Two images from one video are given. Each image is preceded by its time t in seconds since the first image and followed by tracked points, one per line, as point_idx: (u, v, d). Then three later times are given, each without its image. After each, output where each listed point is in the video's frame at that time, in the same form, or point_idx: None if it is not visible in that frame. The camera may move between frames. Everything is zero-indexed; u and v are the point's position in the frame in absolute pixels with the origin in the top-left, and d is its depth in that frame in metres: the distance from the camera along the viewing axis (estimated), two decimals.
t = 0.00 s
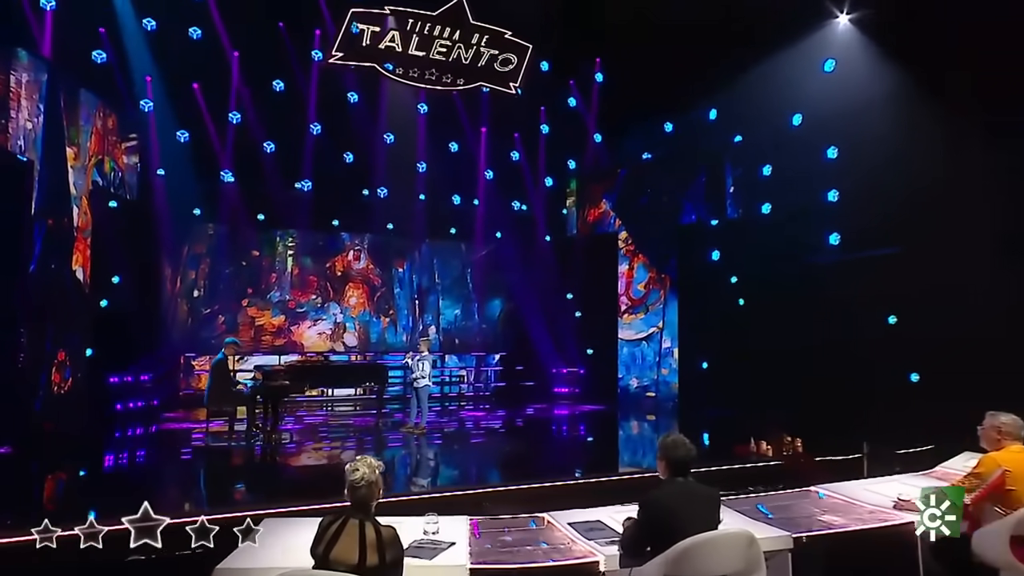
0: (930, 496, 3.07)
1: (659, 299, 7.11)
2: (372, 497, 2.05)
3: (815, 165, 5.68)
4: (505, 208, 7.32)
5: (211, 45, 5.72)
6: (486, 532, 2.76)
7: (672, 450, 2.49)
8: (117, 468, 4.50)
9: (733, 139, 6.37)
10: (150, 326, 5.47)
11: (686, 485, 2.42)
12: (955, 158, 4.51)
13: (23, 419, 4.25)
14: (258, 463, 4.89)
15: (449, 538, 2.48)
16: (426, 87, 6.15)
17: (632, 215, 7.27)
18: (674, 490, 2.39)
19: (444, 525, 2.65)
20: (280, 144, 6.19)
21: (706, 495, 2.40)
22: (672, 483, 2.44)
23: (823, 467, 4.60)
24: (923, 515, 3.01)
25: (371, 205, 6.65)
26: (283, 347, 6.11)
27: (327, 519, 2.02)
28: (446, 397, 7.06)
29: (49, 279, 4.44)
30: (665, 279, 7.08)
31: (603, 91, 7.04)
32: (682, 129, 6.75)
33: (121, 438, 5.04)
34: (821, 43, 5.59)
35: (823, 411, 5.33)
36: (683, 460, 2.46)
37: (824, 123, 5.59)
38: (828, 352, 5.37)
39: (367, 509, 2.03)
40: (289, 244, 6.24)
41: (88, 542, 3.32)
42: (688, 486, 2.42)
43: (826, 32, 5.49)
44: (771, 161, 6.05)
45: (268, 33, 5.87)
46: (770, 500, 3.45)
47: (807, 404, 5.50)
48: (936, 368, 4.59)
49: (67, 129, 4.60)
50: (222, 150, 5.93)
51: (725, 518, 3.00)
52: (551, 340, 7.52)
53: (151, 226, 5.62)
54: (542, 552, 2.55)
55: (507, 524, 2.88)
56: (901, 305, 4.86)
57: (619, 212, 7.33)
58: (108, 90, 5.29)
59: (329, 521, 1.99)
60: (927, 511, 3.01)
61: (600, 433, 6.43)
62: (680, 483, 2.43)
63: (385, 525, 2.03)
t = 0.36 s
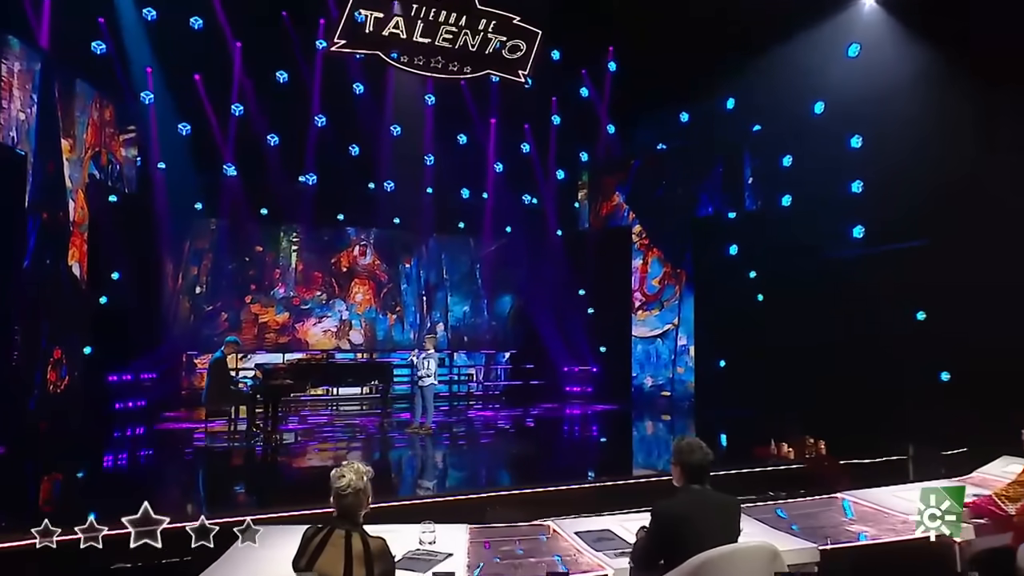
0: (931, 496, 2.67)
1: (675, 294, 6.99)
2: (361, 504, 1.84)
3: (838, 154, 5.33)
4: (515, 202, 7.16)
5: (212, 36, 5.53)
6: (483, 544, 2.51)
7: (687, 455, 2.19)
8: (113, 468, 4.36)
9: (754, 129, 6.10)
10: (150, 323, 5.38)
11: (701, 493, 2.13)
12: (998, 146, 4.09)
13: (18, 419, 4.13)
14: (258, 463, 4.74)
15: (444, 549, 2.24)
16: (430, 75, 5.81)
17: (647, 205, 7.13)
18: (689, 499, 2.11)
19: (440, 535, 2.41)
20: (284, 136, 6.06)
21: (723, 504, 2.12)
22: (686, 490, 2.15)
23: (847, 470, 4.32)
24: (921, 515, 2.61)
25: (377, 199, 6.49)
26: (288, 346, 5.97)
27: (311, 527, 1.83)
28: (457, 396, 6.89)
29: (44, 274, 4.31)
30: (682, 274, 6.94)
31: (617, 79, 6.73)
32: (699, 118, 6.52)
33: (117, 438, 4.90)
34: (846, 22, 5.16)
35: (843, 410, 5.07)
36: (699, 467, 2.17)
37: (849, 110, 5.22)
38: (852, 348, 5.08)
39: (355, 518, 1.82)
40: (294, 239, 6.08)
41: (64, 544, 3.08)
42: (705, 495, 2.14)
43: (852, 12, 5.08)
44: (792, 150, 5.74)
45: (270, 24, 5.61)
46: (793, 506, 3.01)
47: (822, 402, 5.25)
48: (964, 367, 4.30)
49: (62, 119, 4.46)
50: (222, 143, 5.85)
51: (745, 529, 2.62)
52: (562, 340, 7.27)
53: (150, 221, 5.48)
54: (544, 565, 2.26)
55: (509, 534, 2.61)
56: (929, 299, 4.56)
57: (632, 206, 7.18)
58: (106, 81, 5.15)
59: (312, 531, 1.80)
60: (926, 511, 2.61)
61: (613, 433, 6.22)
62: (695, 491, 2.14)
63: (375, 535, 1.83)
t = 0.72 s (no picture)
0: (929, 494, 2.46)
1: (691, 290, 6.58)
2: (347, 514, 1.65)
3: (863, 142, 4.98)
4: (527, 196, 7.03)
5: (215, 25, 5.38)
6: (485, 553, 2.32)
7: (703, 459, 1.96)
8: (111, 470, 4.22)
9: (774, 118, 5.75)
10: (151, 321, 5.24)
11: (719, 501, 1.89)
12: None
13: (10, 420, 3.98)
14: (259, 465, 4.58)
15: (442, 562, 2.05)
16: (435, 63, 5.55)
17: (660, 198, 6.78)
18: (703, 508, 1.87)
19: (437, 544, 2.22)
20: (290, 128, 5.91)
21: (742, 512, 1.88)
22: (703, 498, 1.91)
23: (874, 472, 4.02)
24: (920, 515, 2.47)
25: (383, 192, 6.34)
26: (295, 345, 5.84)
27: (293, 538, 1.65)
28: (468, 395, 6.75)
29: (40, 270, 4.17)
30: (699, 268, 6.55)
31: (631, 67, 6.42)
32: (718, 107, 6.17)
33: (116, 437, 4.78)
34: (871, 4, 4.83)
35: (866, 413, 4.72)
36: (716, 471, 1.94)
37: (875, 96, 4.88)
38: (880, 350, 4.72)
39: (341, 528, 1.64)
40: (299, 233, 5.95)
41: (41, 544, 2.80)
42: (723, 503, 1.89)
43: None
44: (815, 141, 5.38)
45: (274, 12, 5.46)
46: (819, 515, 2.68)
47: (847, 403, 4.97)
48: (998, 365, 4.14)
49: (58, 111, 4.32)
50: (226, 136, 5.69)
51: (767, 541, 2.29)
52: (570, 336, 7.19)
53: (151, 216, 5.35)
54: None
55: (513, 541, 2.43)
56: (960, 293, 4.31)
57: (648, 198, 6.87)
58: (108, 73, 4.97)
59: (293, 540, 1.62)
60: (924, 512, 2.45)
61: (627, 433, 6.00)
62: (713, 499, 1.90)
63: (362, 547, 1.64)
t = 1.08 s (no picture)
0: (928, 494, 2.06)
1: (709, 285, 6.39)
2: (333, 525, 1.46)
3: (891, 130, 4.58)
4: (540, 189, 6.89)
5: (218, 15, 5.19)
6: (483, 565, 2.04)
7: (717, 466, 1.57)
8: (111, 471, 4.07)
9: (798, 105, 5.41)
10: (154, 317, 5.25)
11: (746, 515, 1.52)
12: None
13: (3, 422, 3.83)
14: (262, 467, 4.43)
15: None
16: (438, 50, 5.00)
17: (677, 190, 6.60)
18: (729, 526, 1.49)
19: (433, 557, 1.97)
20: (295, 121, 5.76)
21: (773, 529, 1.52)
22: (724, 514, 1.54)
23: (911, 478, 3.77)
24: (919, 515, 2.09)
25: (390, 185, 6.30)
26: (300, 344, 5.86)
27: (276, 551, 1.48)
28: (479, 395, 6.74)
29: (36, 266, 4.02)
30: (718, 264, 6.35)
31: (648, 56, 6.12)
32: (736, 96, 5.94)
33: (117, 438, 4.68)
34: None
35: (895, 419, 4.40)
36: (738, 480, 1.55)
37: (905, 82, 4.45)
38: (912, 356, 4.35)
39: (326, 540, 1.45)
40: (305, 227, 5.98)
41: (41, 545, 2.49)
42: (752, 516, 1.53)
43: None
44: (840, 129, 5.03)
45: (280, 1, 5.19)
46: (843, 532, 2.21)
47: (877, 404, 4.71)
48: None
49: (55, 101, 4.19)
50: (230, 129, 5.59)
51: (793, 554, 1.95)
52: (583, 334, 7.13)
53: (151, 210, 5.31)
54: None
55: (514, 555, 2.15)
56: (994, 286, 3.87)
57: (664, 190, 6.67)
58: (110, 64, 4.87)
59: (275, 553, 1.45)
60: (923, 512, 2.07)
61: (644, 434, 5.78)
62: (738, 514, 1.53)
63: (350, 563, 1.45)
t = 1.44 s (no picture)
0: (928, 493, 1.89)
1: (729, 282, 6.14)
2: (316, 540, 1.34)
3: (921, 118, 4.22)
4: (554, 184, 6.78)
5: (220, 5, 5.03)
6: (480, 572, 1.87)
7: (740, 477, 1.51)
8: (110, 474, 3.96)
9: (823, 94, 5.05)
10: (159, 314, 5.32)
11: (771, 532, 1.46)
12: None
13: None
14: (266, 469, 4.27)
15: None
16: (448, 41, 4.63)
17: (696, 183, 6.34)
18: (754, 543, 1.46)
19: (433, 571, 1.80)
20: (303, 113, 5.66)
21: (803, 547, 1.46)
22: (751, 528, 1.49)
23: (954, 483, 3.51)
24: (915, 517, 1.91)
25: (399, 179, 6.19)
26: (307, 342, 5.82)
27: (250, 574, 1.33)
28: (491, 395, 6.57)
29: (33, 262, 3.87)
30: (738, 259, 6.08)
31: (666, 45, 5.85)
32: (758, 86, 5.59)
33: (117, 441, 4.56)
34: None
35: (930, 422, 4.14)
36: (761, 491, 1.49)
37: (937, 64, 4.08)
38: (960, 361, 3.95)
39: (309, 557, 1.33)
40: (312, 223, 5.93)
41: (39, 544, 2.52)
42: (780, 532, 1.47)
43: None
44: (867, 118, 4.66)
45: None
46: (877, 549, 1.93)
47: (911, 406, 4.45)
48: None
49: (53, 93, 4.04)
50: (235, 123, 5.52)
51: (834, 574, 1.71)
52: (595, 333, 6.98)
53: (155, 207, 5.42)
54: None
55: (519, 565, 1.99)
56: None
57: (682, 183, 6.44)
58: (112, 55, 4.76)
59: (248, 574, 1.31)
60: (923, 513, 1.89)
61: (662, 436, 5.56)
62: (763, 530, 1.47)
63: None
